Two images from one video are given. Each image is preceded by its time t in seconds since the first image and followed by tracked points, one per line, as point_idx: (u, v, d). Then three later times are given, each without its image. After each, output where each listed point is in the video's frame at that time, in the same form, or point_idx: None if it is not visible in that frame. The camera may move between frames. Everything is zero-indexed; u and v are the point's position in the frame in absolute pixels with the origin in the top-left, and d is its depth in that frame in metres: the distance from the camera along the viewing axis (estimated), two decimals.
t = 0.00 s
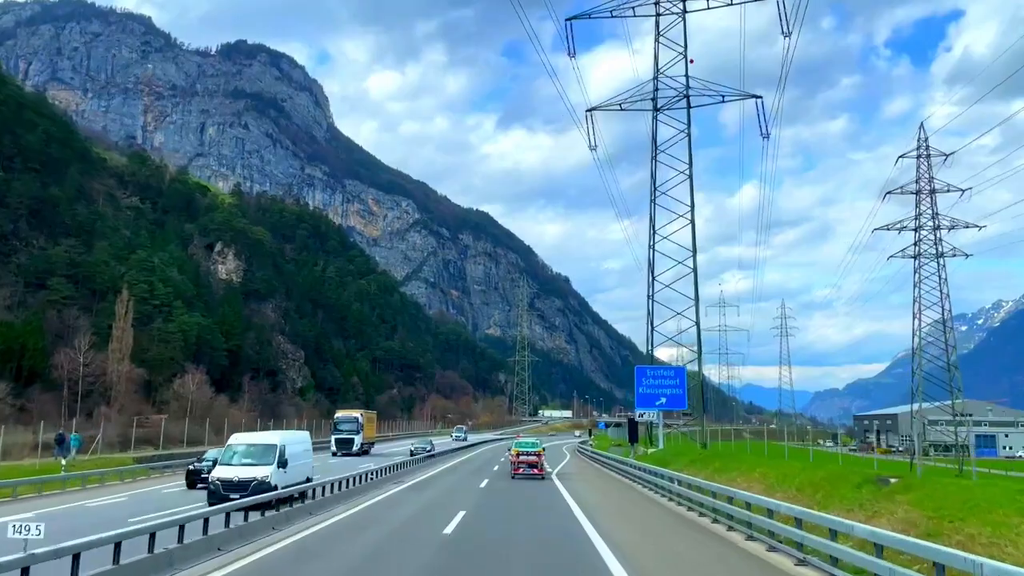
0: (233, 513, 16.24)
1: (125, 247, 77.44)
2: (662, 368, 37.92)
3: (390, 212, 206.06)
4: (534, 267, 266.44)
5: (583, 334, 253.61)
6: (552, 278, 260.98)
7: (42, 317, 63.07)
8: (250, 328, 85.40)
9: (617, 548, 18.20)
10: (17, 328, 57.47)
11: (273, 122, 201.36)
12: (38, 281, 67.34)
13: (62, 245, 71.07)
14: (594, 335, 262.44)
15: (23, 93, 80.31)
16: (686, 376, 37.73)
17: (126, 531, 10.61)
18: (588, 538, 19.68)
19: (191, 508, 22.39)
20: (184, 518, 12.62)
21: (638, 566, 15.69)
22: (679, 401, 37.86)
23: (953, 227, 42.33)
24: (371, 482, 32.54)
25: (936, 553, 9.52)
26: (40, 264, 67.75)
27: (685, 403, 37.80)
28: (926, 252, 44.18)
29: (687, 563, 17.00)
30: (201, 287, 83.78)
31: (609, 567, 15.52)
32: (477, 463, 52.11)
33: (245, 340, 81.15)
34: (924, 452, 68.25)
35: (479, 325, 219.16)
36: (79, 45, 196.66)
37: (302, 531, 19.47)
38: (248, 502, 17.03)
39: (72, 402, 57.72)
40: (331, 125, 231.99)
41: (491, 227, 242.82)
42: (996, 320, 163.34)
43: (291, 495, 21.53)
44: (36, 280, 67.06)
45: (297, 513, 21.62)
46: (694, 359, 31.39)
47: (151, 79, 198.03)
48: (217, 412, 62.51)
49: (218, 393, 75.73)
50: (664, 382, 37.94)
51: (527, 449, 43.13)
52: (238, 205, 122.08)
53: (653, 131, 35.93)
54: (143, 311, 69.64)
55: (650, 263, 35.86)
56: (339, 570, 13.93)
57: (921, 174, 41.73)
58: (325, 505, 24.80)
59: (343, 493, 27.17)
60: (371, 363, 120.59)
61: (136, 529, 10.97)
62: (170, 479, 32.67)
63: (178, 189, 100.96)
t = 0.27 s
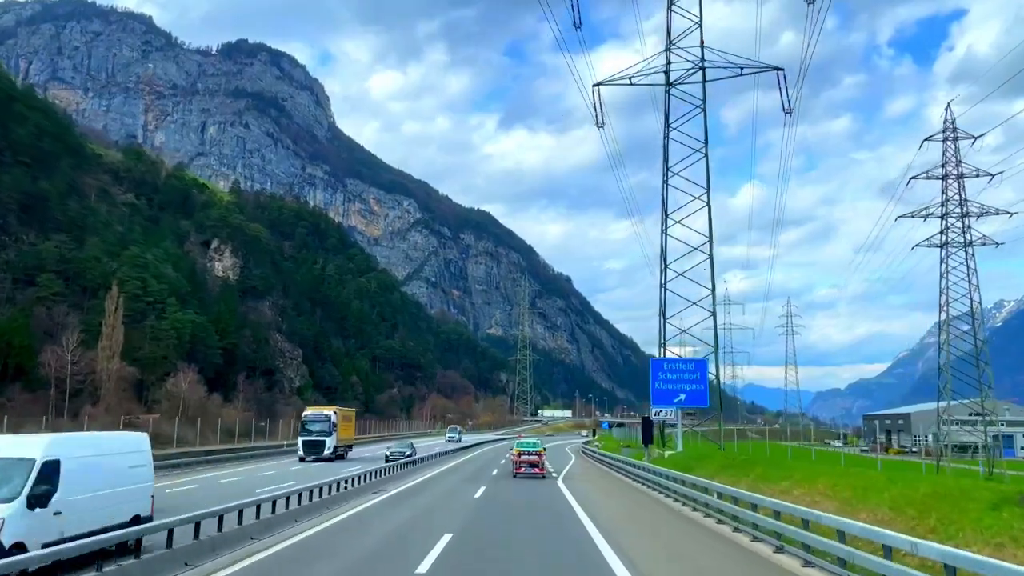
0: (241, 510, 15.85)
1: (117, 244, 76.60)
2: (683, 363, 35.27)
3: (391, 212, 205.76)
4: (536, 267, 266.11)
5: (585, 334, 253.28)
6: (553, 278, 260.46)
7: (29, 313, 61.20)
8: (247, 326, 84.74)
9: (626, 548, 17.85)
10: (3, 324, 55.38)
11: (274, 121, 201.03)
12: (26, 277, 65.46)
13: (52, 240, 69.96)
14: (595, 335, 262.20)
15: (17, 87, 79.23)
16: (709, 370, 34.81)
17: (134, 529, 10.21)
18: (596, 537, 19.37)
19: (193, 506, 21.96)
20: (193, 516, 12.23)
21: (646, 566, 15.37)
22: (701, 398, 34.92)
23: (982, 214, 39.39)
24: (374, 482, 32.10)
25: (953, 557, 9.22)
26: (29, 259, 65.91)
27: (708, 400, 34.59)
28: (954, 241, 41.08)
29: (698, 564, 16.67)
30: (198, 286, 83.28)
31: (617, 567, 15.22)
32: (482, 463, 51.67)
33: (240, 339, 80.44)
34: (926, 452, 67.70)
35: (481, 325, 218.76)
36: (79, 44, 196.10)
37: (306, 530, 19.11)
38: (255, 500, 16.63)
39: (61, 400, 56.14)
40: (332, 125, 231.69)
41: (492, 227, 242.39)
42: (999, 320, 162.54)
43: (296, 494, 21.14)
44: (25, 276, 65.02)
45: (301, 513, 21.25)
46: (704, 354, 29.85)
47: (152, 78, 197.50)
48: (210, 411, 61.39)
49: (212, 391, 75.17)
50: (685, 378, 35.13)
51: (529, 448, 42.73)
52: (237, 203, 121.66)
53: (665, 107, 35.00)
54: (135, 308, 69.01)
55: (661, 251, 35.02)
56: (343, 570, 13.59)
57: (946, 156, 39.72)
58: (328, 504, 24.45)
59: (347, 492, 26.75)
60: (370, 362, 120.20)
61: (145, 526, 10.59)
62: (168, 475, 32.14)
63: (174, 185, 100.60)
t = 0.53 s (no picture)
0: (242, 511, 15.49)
1: (108, 240, 75.76)
2: (708, 356, 32.62)
3: (392, 211, 205.34)
4: (537, 267, 265.72)
5: (586, 334, 252.75)
6: (555, 278, 259.90)
7: (15, 311, 59.19)
8: (243, 325, 84.17)
9: (629, 548, 17.54)
10: None
11: (275, 121, 200.10)
12: (14, 273, 63.40)
13: (41, 235, 68.58)
14: (597, 335, 261.75)
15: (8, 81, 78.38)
16: (735, 363, 32.39)
17: (128, 532, 9.86)
18: (599, 537, 19.06)
19: (191, 508, 21.62)
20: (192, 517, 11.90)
21: (650, 567, 15.07)
22: (724, 394, 32.37)
23: (1015, 199, 38.16)
24: (374, 483, 31.71)
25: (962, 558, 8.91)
26: (17, 255, 64.10)
27: (734, 396, 32.15)
28: (985, 230, 39.29)
29: (703, 565, 16.34)
30: (194, 284, 82.75)
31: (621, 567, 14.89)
32: (483, 463, 51.15)
33: (236, 338, 79.82)
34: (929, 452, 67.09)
35: (482, 325, 218.25)
36: (79, 43, 195.81)
37: (306, 530, 18.79)
38: (256, 501, 16.27)
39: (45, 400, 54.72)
40: (332, 124, 231.31)
41: (493, 227, 241.90)
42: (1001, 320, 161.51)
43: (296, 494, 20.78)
44: (13, 273, 63.05)
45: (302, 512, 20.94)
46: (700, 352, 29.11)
47: (152, 78, 196.96)
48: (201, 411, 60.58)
49: (205, 390, 74.56)
50: (711, 372, 32.48)
51: (530, 448, 42.22)
52: (236, 201, 121.13)
53: (681, 77, 33.71)
54: (125, 305, 67.95)
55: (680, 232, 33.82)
56: (345, 570, 13.36)
57: (976, 140, 38.70)
58: (329, 504, 24.13)
59: (347, 493, 26.39)
60: (369, 362, 119.71)
61: (141, 530, 10.23)
62: (160, 478, 31.63)
63: (170, 181, 100.04)
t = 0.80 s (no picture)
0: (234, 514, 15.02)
1: (98, 235, 74.99)
2: (739, 345, 28.29)
3: (392, 211, 204.88)
4: (538, 266, 265.27)
5: (587, 333, 252.21)
6: (556, 277, 259.44)
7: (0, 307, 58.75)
8: (239, 323, 83.79)
9: (631, 547, 17.20)
10: None
11: (275, 120, 199.44)
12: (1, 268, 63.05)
13: (29, 230, 67.90)
14: (598, 334, 261.28)
15: None
16: (771, 354, 28.20)
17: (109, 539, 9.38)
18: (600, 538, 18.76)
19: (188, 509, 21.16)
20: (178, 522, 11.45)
21: (654, 567, 14.74)
22: (758, 389, 28.16)
23: None
24: (374, 481, 31.40)
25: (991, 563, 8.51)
26: (4, 250, 63.52)
27: (769, 390, 27.96)
28: (1021, 214, 37.66)
29: (711, 567, 15.93)
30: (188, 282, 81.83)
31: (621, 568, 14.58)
32: (483, 463, 50.78)
33: (231, 336, 79.34)
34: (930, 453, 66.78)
35: (483, 325, 217.78)
36: (78, 42, 195.63)
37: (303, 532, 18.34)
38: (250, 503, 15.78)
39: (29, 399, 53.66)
40: (333, 124, 230.94)
41: (494, 226, 241.56)
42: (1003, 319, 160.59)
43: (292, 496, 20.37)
44: None
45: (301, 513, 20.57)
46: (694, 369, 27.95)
47: (151, 77, 196.34)
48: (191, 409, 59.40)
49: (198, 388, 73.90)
50: (743, 363, 28.25)
51: (532, 447, 41.83)
52: (234, 199, 120.56)
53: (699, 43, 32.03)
54: (116, 302, 66.55)
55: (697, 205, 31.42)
56: (345, 570, 13.29)
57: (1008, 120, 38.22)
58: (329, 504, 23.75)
59: (346, 493, 26.00)
60: (368, 361, 119.22)
61: (124, 534, 9.78)
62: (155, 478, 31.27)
63: (164, 177, 99.28)
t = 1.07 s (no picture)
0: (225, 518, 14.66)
1: (88, 229, 74.02)
2: (783, 332, 24.71)
3: (393, 210, 204.26)
4: (538, 265, 264.74)
5: (588, 333, 251.63)
6: (557, 277, 259.01)
7: None
8: (235, 321, 83.49)
9: (636, 549, 16.86)
10: None
11: (275, 119, 198.74)
12: None
13: (17, 223, 66.87)
14: (599, 334, 260.74)
15: None
16: (820, 340, 24.54)
17: (82, 547, 8.98)
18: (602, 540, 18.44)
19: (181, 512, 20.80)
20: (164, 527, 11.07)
21: (659, 569, 14.44)
22: (805, 381, 24.44)
23: None
24: (371, 484, 31.05)
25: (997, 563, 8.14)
26: None
27: (818, 382, 24.34)
28: None
29: (719, 568, 15.59)
30: (182, 278, 80.80)
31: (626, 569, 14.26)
32: (483, 463, 50.35)
33: (225, 334, 78.82)
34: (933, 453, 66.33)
35: (484, 324, 217.25)
36: (77, 41, 195.25)
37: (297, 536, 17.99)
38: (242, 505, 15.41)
39: (13, 395, 52.62)
40: (333, 123, 230.53)
41: (495, 225, 241.10)
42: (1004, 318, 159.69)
43: (285, 498, 20.02)
44: None
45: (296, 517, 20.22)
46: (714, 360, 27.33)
47: (151, 76, 195.73)
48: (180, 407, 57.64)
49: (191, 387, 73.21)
50: (787, 352, 24.60)
51: (533, 446, 41.41)
52: (232, 196, 119.94)
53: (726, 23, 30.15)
54: (105, 299, 65.55)
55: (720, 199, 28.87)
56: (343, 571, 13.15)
57: None
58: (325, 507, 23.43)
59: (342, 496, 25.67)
60: (368, 360, 118.66)
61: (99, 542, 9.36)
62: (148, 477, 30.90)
63: (158, 172, 98.47)
